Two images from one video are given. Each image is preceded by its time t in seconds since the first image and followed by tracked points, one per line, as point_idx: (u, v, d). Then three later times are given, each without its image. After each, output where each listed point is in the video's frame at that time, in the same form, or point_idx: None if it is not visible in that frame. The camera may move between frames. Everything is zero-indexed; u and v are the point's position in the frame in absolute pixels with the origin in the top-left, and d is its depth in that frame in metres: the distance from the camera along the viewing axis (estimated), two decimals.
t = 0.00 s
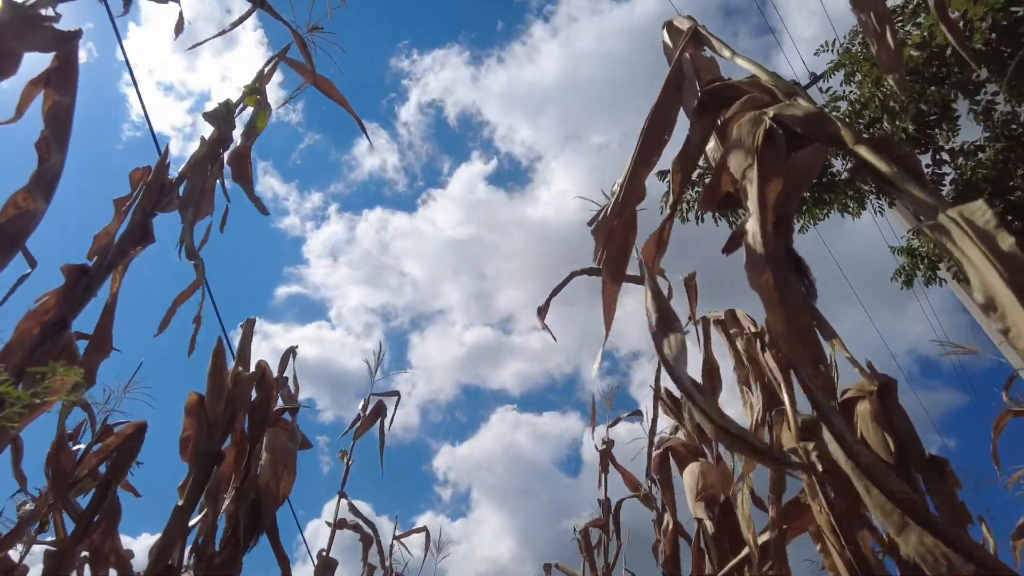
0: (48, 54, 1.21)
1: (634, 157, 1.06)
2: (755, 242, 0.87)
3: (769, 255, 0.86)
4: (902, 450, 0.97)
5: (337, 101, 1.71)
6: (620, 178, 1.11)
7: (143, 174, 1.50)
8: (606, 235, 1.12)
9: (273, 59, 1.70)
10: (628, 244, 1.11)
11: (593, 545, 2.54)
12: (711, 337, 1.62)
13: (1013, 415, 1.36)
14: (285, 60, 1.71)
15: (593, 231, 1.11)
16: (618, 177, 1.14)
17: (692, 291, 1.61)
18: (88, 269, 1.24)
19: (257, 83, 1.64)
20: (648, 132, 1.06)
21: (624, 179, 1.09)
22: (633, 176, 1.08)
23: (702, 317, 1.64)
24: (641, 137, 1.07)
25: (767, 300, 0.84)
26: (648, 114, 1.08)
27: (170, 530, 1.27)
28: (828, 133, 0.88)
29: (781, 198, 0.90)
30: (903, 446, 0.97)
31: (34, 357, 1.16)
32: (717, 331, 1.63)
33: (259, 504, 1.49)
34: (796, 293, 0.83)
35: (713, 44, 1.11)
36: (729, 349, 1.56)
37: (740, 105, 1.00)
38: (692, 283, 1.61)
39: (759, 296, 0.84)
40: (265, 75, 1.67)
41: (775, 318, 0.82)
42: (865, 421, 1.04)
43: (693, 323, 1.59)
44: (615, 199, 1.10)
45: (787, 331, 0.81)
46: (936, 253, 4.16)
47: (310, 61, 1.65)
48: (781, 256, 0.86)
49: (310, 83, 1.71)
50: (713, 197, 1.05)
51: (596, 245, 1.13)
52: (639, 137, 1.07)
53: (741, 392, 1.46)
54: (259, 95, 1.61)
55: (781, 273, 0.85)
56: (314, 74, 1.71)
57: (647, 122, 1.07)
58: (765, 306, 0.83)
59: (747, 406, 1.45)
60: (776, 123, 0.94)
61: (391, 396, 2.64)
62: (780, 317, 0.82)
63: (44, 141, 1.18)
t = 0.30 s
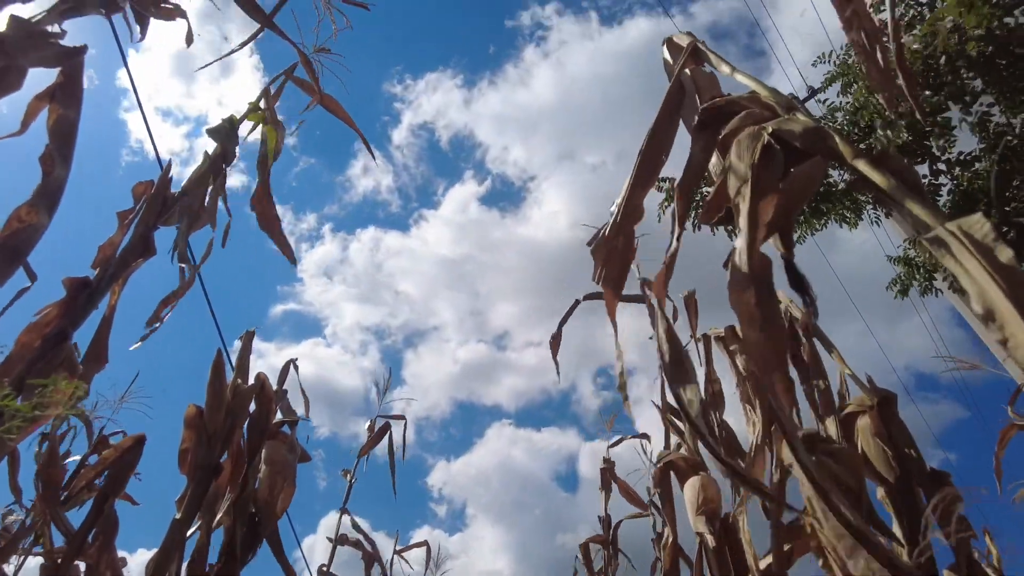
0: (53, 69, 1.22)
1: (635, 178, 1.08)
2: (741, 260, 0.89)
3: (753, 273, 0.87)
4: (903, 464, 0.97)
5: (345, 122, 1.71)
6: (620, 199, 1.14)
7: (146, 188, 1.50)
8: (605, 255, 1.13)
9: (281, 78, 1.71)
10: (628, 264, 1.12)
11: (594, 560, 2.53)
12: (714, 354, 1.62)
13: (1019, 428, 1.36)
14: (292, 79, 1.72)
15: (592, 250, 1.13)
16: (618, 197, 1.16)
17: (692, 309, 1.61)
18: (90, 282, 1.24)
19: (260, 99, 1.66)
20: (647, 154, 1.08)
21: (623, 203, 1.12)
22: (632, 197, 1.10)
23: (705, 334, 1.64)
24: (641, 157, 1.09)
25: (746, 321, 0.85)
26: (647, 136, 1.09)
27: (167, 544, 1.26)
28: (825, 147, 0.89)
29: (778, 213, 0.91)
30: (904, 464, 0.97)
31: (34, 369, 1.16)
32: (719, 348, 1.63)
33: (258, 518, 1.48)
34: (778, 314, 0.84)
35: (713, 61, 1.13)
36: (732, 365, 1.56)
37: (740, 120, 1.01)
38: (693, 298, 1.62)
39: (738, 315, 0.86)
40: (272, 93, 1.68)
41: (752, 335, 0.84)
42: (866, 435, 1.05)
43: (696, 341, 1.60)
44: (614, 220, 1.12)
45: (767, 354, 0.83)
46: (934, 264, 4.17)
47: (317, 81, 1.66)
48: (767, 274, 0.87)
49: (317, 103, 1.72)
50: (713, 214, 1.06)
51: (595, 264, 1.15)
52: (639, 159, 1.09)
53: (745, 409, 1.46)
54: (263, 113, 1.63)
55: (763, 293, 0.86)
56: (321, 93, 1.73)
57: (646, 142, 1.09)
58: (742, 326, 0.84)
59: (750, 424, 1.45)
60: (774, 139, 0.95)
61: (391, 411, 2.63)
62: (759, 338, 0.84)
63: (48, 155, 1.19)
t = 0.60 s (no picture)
0: (54, 82, 1.23)
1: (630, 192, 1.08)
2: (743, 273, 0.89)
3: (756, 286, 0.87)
4: (904, 477, 0.96)
5: (338, 132, 1.73)
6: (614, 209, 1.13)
7: (146, 200, 1.51)
8: (599, 267, 1.13)
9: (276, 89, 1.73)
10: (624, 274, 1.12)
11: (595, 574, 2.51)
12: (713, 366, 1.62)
13: (1023, 437, 1.36)
14: (287, 90, 1.73)
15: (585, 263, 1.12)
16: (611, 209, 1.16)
17: (691, 321, 1.61)
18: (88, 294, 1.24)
19: (259, 112, 1.67)
20: (642, 169, 1.08)
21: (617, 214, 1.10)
22: (626, 211, 1.09)
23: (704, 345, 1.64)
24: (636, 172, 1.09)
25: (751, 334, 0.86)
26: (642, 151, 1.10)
27: (164, 558, 1.25)
28: (823, 161, 0.89)
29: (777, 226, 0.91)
30: (906, 475, 0.96)
31: (32, 382, 1.16)
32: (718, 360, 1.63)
33: (256, 532, 1.47)
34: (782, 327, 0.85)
35: (710, 77, 1.14)
36: (732, 377, 1.56)
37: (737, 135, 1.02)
38: (692, 310, 1.62)
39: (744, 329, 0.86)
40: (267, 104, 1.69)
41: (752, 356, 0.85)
42: (868, 448, 1.04)
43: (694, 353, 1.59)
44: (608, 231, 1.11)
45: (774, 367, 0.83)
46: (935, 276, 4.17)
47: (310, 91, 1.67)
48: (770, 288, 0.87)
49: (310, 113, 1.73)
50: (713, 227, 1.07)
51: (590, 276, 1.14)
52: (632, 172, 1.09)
53: (745, 420, 1.46)
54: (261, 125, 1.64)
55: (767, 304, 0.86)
56: (312, 103, 1.74)
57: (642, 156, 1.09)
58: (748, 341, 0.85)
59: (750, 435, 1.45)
60: (771, 153, 0.95)
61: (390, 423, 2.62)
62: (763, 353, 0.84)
63: (49, 168, 1.19)
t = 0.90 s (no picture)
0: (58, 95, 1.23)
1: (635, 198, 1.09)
2: (742, 283, 0.89)
3: (754, 296, 0.87)
4: (907, 489, 0.96)
5: (346, 144, 1.74)
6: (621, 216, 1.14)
7: (148, 212, 1.51)
8: (607, 274, 1.13)
9: (281, 102, 1.74)
10: (629, 283, 1.12)
11: None
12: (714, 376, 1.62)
13: None
14: (293, 103, 1.75)
15: (593, 270, 1.12)
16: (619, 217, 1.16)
17: (693, 330, 1.61)
18: (89, 306, 1.24)
19: (263, 124, 1.67)
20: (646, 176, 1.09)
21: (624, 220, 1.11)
22: (633, 216, 1.10)
23: (704, 356, 1.64)
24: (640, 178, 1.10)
25: (750, 342, 0.85)
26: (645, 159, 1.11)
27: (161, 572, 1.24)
28: (824, 172, 0.89)
29: (778, 236, 0.92)
30: (908, 486, 0.96)
31: (31, 395, 1.16)
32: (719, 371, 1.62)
33: (254, 546, 1.46)
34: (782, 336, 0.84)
35: (710, 87, 1.14)
36: (732, 388, 1.56)
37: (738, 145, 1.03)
38: (693, 321, 1.62)
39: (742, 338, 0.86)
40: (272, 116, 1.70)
41: (756, 359, 0.84)
42: (868, 461, 1.03)
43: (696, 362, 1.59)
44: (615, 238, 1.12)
45: (770, 375, 0.82)
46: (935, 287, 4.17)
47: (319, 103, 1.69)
48: (769, 297, 0.87)
49: (318, 124, 1.74)
50: (712, 237, 1.07)
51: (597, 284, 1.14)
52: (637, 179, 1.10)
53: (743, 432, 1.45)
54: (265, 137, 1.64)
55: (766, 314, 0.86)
56: (321, 115, 1.75)
57: (646, 163, 1.10)
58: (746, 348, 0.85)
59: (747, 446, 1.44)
60: (771, 164, 0.96)
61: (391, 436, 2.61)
62: (762, 361, 0.83)
63: (52, 180, 1.19)
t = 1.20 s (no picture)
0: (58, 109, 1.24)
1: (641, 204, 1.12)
2: (755, 289, 0.88)
3: (770, 301, 0.86)
4: (911, 502, 0.95)
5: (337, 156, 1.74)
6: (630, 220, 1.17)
7: (146, 225, 1.51)
8: (617, 280, 1.14)
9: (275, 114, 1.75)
10: (640, 290, 1.13)
11: None
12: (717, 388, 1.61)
13: None
14: (286, 115, 1.75)
15: (603, 275, 1.15)
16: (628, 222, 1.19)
17: (695, 343, 1.61)
18: (86, 318, 1.24)
19: (261, 138, 1.68)
20: (650, 183, 1.12)
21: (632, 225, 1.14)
22: (641, 221, 1.13)
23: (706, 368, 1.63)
24: (646, 185, 1.13)
25: (771, 346, 0.84)
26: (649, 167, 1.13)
27: None
28: (824, 184, 0.90)
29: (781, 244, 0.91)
30: (911, 498, 0.95)
31: (27, 409, 1.15)
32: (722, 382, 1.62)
33: (252, 561, 1.45)
34: (803, 337, 0.83)
35: (709, 98, 1.15)
36: (735, 399, 1.55)
37: (737, 157, 1.04)
38: (695, 334, 1.61)
39: (762, 342, 0.84)
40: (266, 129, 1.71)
41: (778, 360, 0.83)
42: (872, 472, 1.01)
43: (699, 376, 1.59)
44: (625, 244, 1.15)
45: (791, 375, 0.82)
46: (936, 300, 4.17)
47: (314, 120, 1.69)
48: (784, 302, 0.86)
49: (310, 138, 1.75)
50: (710, 246, 1.08)
51: (606, 288, 1.16)
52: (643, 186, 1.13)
53: (747, 443, 1.45)
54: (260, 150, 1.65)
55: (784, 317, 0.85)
56: (313, 128, 1.75)
57: (651, 170, 1.13)
58: (768, 353, 0.83)
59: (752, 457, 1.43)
60: (772, 174, 0.96)
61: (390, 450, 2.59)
62: (782, 362, 0.83)
63: (51, 194, 1.20)
